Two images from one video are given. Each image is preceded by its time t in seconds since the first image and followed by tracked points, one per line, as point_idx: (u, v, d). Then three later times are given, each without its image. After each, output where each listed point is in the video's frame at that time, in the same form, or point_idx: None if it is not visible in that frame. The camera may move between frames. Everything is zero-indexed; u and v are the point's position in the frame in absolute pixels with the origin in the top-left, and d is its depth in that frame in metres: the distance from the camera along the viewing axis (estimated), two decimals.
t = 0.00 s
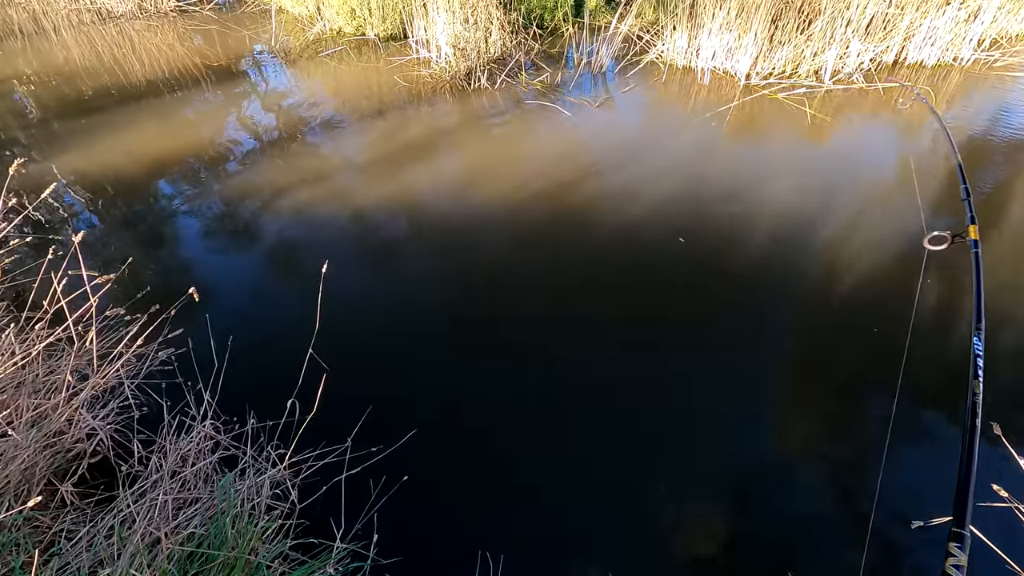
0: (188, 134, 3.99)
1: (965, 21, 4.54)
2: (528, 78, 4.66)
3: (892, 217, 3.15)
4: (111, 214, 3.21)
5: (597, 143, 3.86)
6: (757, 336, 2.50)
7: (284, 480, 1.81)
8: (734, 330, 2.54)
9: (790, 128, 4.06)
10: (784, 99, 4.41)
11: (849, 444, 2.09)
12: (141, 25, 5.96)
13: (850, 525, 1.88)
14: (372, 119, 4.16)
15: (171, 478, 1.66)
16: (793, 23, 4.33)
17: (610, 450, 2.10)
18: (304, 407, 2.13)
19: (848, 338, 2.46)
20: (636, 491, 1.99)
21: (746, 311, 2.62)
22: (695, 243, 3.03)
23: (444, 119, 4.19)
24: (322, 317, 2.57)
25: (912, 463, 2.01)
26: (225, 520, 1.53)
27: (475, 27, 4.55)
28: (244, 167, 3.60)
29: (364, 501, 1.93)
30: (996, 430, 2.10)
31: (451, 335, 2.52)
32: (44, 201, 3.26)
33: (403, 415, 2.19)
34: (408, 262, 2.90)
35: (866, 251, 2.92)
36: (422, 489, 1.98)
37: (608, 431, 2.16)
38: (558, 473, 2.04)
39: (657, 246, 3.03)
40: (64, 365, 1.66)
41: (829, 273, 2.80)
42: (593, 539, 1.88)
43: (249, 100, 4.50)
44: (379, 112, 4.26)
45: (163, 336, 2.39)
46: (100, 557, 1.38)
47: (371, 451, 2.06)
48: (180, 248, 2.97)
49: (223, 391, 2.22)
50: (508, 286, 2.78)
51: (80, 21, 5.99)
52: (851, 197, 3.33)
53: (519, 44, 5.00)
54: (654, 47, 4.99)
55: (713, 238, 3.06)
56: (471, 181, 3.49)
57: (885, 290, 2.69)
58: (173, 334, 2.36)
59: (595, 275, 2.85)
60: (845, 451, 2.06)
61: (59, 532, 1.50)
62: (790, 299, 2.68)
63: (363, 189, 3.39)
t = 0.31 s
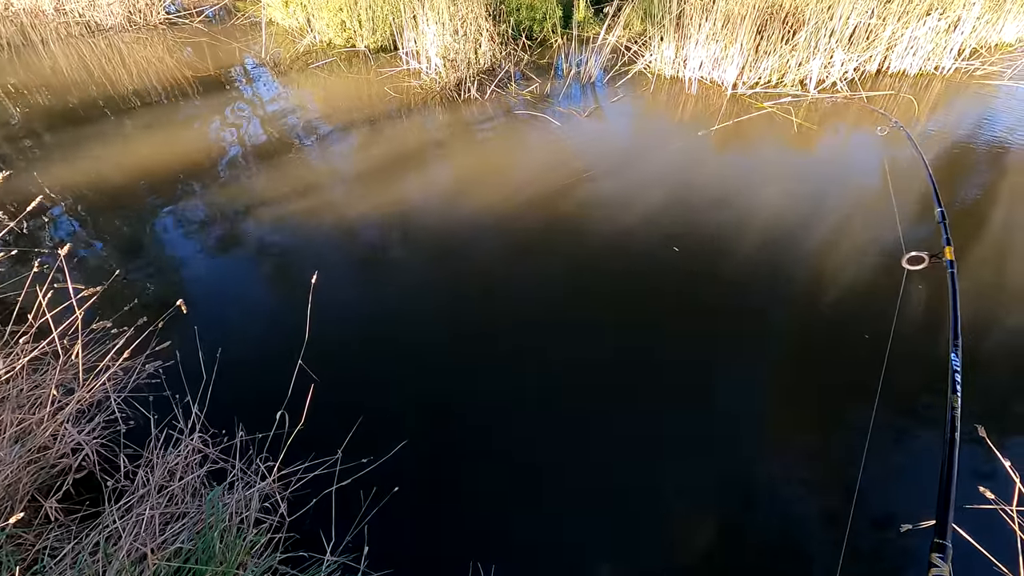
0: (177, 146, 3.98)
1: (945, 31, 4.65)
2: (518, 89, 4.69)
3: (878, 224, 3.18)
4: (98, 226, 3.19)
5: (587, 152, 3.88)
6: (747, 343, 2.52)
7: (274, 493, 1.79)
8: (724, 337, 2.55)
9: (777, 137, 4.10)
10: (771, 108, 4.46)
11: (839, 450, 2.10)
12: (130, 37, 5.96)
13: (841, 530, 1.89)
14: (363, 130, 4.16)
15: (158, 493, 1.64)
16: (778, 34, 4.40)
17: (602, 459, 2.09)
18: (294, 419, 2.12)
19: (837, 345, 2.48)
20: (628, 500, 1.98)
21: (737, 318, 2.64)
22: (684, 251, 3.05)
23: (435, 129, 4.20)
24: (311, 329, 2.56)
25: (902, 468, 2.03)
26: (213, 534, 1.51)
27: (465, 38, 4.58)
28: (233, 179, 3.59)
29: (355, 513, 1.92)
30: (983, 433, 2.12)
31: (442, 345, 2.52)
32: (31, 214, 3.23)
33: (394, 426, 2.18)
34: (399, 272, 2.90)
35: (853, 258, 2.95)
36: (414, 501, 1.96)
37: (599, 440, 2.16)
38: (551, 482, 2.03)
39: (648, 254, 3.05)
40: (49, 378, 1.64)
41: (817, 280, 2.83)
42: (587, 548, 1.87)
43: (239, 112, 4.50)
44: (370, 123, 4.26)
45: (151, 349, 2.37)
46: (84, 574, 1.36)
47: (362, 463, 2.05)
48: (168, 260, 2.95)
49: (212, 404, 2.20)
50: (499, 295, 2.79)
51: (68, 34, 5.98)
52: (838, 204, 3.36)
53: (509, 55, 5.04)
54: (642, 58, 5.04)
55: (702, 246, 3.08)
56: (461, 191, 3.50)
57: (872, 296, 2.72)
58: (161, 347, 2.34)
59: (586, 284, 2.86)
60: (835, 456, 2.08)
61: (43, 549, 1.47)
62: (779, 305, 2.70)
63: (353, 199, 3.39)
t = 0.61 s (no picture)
0: (166, 159, 3.97)
1: (927, 41, 4.75)
2: (508, 100, 4.73)
3: (865, 231, 3.22)
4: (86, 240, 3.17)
5: (577, 162, 3.90)
6: (738, 351, 2.53)
7: (265, 507, 1.77)
8: (716, 346, 2.56)
9: (766, 146, 4.15)
10: (758, 117, 4.51)
11: (831, 456, 2.10)
12: (120, 51, 5.96)
13: (836, 536, 1.88)
14: (353, 142, 4.17)
15: (146, 508, 1.61)
16: (764, 45, 4.47)
17: (595, 468, 2.09)
18: (285, 432, 2.10)
19: (827, 350, 2.50)
20: (622, 509, 1.97)
21: (728, 326, 2.65)
22: (675, 260, 3.07)
23: (426, 140, 4.22)
24: (302, 341, 2.54)
25: (894, 474, 2.03)
26: (202, 550, 1.48)
27: (455, 50, 4.62)
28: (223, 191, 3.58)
29: (347, 526, 1.89)
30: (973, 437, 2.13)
31: (435, 356, 2.51)
32: (18, 228, 3.20)
33: (387, 438, 2.16)
34: (391, 283, 2.89)
35: (842, 265, 2.98)
36: (406, 513, 1.95)
37: (592, 448, 2.15)
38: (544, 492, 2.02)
39: (639, 263, 3.06)
40: (36, 394, 1.63)
41: (806, 287, 2.85)
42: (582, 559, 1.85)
43: (230, 124, 4.50)
44: (360, 134, 4.27)
45: (139, 363, 2.35)
46: None
47: (353, 475, 2.03)
48: (157, 273, 2.93)
49: (201, 418, 2.17)
50: (492, 305, 2.78)
51: (57, 47, 5.98)
52: (826, 212, 3.40)
53: (499, 66, 5.08)
54: (631, 69, 5.09)
55: (693, 255, 3.10)
56: (452, 201, 3.51)
57: (861, 302, 2.74)
58: (149, 361, 2.32)
59: (578, 293, 2.86)
60: (827, 463, 2.08)
61: (28, 567, 1.44)
62: (769, 313, 2.72)
63: (345, 211, 3.39)
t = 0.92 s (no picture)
0: (161, 169, 3.96)
1: (916, 50, 4.82)
2: (503, 109, 4.76)
3: (857, 238, 3.25)
4: (79, 249, 3.16)
5: (571, 171, 3.92)
6: (732, 358, 2.54)
7: (258, 517, 1.76)
8: (710, 352, 2.57)
9: (758, 154, 4.18)
10: (750, 125, 4.55)
11: (826, 463, 2.11)
12: (114, 61, 5.97)
13: (831, 542, 1.88)
14: (348, 151, 4.18)
15: (139, 519, 1.59)
16: (755, 54, 4.52)
17: (590, 476, 2.08)
18: (279, 442, 2.09)
19: (819, 356, 2.52)
20: (618, 517, 1.96)
21: (722, 333, 2.65)
22: (670, 267, 3.08)
23: (421, 149, 4.24)
24: (297, 350, 2.54)
25: (889, 478, 2.04)
26: (195, 561, 1.47)
27: (450, 60, 4.63)
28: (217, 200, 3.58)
29: (341, 535, 1.88)
30: (966, 441, 2.14)
31: (430, 363, 2.51)
32: (10, 238, 3.19)
33: (382, 446, 2.16)
34: (386, 291, 2.90)
35: (834, 271, 3.00)
36: (402, 522, 1.94)
37: (588, 455, 2.15)
38: (539, 500, 2.01)
39: (633, 270, 3.08)
40: (27, 404, 1.62)
41: (799, 293, 2.87)
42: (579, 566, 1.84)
43: (224, 133, 4.51)
44: (355, 143, 4.28)
45: (132, 373, 2.34)
46: None
47: (348, 484, 2.03)
48: (150, 282, 2.92)
49: (194, 428, 2.16)
50: (487, 313, 2.79)
51: (51, 57, 5.99)
52: (818, 219, 3.43)
53: (493, 76, 5.11)
54: (624, 78, 5.15)
55: (686, 261, 3.12)
56: (446, 209, 3.52)
57: (853, 308, 2.76)
58: (141, 371, 2.31)
59: (573, 300, 2.87)
60: (823, 469, 2.08)
61: None
62: (763, 319, 2.73)
63: (339, 219, 3.39)
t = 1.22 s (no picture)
0: (158, 176, 3.97)
1: (909, 58, 4.87)
2: (499, 115, 4.78)
3: (852, 243, 3.26)
4: (76, 256, 3.16)
5: (568, 177, 3.94)
6: (729, 363, 2.54)
7: (254, 525, 1.74)
8: (707, 357, 2.57)
9: (754, 160, 4.20)
10: (746, 131, 4.57)
11: (822, 468, 2.11)
12: (112, 69, 5.99)
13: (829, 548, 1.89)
14: (345, 158, 4.19)
15: (133, 528, 1.58)
16: (751, 61, 4.51)
17: (588, 482, 2.08)
18: (274, 449, 2.08)
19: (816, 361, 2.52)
20: (615, 523, 1.96)
21: (718, 339, 2.66)
22: (667, 272, 3.09)
23: (418, 156, 4.25)
24: (293, 357, 2.54)
25: (886, 484, 2.04)
26: (189, 570, 1.46)
27: (447, 68, 4.64)
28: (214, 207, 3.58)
29: (337, 543, 1.87)
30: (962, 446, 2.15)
31: (427, 369, 2.50)
32: (7, 245, 3.19)
33: (379, 453, 2.15)
34: (383, 297, 2.89)
35: (830, 276, 3.01)
36: (396, 528, 1.93)
37: (586, 461, 2.15)
38: (534, 505, 2.01)
39: (631, 276, 3.08)
40: (20, 412, 1.61)
41: (796, 299, 2.88)
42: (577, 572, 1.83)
43: (222, 140, 4.51)
44: (352, 150, 4.29)
45: (127, 380, 2.33)
46: None
47: (344, 491, 2.02)
48: (147, 289, 2.92)
49: (190, 436, 2.16)
50: (484, 319, 2.78)
51: (49, 65, 6.01)
52: (813, 224, 3.44)
53: (490, 83, 5.14)
54: (620, 85, 5.18)
55: (683, 267, 3.12)
56: (443, 216, 3.53)
57: (849, 313, 2.77)
58: (137, 378, 2.31)
59: (570, 306, 2.88)
60: (819, 475, 2.09)
61: None
62: (760, 324, 2.74)
63: (337, 225, 3.40)
